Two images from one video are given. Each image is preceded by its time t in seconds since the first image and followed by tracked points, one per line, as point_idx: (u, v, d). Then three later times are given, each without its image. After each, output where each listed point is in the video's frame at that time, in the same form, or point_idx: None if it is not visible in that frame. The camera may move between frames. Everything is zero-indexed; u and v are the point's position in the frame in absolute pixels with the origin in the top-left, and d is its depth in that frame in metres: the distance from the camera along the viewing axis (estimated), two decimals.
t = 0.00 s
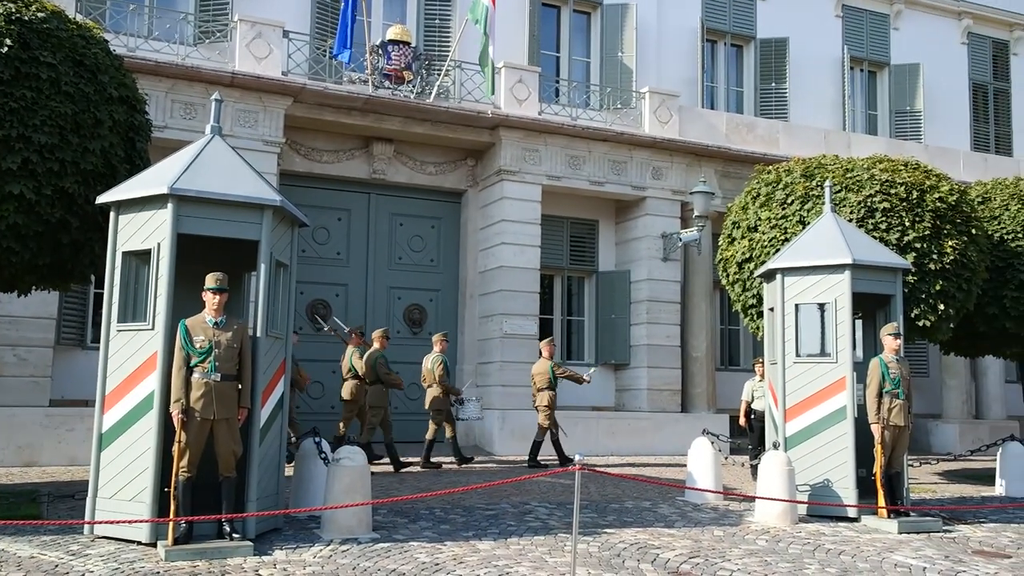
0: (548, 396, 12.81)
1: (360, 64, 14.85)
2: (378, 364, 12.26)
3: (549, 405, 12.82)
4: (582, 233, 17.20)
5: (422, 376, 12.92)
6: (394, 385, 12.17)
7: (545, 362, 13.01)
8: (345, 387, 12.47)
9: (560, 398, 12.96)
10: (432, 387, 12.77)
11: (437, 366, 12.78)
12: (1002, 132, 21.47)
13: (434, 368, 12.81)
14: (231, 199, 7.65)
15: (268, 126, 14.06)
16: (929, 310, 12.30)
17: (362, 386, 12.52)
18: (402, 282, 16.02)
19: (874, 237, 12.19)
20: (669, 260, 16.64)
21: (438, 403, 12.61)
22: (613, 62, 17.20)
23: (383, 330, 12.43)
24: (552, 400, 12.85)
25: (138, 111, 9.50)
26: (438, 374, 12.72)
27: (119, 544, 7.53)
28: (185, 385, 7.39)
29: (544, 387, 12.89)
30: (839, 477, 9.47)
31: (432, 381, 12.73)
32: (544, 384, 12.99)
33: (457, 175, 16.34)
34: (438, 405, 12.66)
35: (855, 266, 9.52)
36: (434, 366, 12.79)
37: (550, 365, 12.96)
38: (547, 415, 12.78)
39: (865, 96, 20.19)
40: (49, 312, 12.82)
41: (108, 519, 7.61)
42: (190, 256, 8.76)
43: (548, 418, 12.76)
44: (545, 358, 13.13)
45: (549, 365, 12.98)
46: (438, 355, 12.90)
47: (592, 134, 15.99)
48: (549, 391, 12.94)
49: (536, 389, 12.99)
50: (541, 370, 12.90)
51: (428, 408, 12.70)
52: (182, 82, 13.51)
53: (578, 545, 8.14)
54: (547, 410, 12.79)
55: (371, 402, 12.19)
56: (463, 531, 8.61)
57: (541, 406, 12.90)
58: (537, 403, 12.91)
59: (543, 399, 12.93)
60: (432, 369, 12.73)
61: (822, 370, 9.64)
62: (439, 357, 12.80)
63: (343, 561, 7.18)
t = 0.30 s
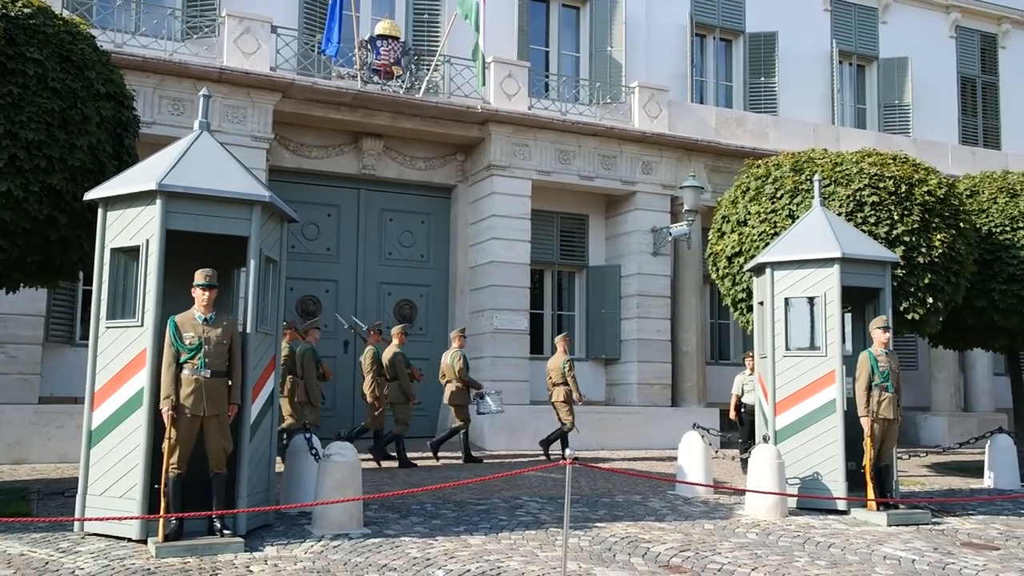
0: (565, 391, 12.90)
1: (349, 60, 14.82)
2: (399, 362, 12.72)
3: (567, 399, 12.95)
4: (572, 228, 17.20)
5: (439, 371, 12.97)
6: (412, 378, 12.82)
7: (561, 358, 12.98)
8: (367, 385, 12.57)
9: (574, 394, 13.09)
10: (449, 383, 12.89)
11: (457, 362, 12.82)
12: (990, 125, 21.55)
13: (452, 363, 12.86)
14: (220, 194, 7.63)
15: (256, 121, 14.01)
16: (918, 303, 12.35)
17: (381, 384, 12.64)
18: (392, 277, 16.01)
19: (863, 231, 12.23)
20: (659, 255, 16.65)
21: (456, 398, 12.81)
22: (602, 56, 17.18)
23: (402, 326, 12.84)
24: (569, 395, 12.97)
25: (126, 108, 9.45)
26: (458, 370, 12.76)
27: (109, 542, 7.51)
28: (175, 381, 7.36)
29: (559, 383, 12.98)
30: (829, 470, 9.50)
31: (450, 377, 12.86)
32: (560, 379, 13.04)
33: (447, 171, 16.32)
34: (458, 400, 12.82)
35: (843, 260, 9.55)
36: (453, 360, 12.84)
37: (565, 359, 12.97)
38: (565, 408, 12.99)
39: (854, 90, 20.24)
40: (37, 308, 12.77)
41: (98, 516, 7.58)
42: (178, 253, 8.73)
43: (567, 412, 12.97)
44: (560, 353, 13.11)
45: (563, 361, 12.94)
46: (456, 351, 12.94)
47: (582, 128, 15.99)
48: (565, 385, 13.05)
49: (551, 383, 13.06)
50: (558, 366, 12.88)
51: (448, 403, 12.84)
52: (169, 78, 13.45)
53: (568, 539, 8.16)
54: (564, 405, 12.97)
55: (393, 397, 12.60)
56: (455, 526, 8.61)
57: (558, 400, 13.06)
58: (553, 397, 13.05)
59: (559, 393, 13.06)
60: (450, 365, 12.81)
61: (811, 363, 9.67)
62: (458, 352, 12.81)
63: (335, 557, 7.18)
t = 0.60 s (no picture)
0: (583, 387, 13.31)
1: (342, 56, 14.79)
2: (417, 360, 12.84)
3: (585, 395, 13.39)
4: (566, 224, 17.21)
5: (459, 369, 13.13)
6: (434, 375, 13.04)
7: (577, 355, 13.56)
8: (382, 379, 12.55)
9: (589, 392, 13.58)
10: (468, 381, 13.04)
11: (476, 359, 12.98)
12: (983, 119, 21.59)
13: (472, 361, 13.02)
14: (213, 192, 7.61)
15: (250, 119, 13.98)
16: (912, 297, 12.39)
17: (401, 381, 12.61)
18: (387, 274, 16.00)
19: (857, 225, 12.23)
20: (654, 250, 16.66)
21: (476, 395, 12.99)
22: (596, 52, 17.17)
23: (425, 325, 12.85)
24: (587, 392, 13.39)
25: (118, 105, 9.41)
26: (477, 368, 12.91)
27: (104, 540, 7.50)
28: (170, 379, 7.35)
29: (578, 379, 13.42)
30: (824, 464, 9.52)
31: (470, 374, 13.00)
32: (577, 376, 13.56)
33: (441, 167, 16.30)
34: (477, 396, 12.98)
35: (837, 254, 9.57)
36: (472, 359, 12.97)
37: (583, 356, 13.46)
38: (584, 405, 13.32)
39: (848, 84, 20.26)
40: (31, 307, 12.74)
41: (93, 514, 7.58)
42: (172, 252, 8.72)
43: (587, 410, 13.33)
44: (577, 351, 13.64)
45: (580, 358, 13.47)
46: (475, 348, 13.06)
47: (575, 124, 15.98)
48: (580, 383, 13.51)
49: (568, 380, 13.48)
50: (576, 363, 13.40)
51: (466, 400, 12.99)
52: (162, 75, 13.42)
53: (564, 535, 8.16)
54: (583, 402, 13.32)
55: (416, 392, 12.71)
56: (450, 523, 8.61)
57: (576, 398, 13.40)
58: (570, 395, 13.46)
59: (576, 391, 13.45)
60: (470, 363, 12.96)
61: (805, 358, 9.69)
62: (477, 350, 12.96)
63: (331, 554, 7.18)
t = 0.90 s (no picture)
0: (608, 380, 13.68)
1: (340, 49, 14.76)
2: (444, 351, 13.09)
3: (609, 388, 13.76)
4: (564, 218, 17.20)
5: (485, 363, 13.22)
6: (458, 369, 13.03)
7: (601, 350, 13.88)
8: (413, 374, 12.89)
9: (612, 384, 13.98)
10: (495, 374, 13.08)
11: (503, 354, 13.04)
12: (981, 114, 21.58)
13: (498, 356, 13.07)
14: (211, 184, 7.59)
15: (247, 111, 13.96)
16: (909, 292, 12.43)
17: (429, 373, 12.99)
18: (384, 267, 15.99)
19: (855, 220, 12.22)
20: (652, 245, 16.63)
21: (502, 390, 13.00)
22: (594, 46, 17.15)
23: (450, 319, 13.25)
24: (610, 385, 13.77)
25: (116, 97, 9.38)
26: (504, 362, 12.99)
27: (102, 532, 7.51)
28: (167, 372, 7.34)
29: (601, 372, 13.81)
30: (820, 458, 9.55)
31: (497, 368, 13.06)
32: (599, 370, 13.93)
33: (439, 161, 16.28)
34: (504, 391, 13.02)
35: (835, 249, 9.57)
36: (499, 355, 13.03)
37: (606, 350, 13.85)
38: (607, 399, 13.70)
39: (847, 79, 20.25)
40: (28, 299, 12.72)
41: (91, 507, 7.58)
42: (170, 245, 8.71)
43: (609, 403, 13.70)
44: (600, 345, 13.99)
45: (604, 353, 13.85)
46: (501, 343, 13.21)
47: (574, 118, 15.96)
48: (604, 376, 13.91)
49: (593, 374, 13.85)
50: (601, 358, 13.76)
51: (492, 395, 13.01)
52: (159, 68, 13.40)
53: (561, 529, 8.17)
54: (606, 395, 13.70)
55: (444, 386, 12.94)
56: (448, 516, 8.61)
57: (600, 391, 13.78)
58: (594, 387, 13.85)
59: (600, 383, 13.83)
60: (496, 356, 13.03)
61: (803, 353, 9.69)
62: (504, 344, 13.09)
63: (328, 547, 7.18)
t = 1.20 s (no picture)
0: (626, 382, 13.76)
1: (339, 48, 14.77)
2: (466, 352, 13.05)
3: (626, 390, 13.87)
4: (562, 217, 17.20)
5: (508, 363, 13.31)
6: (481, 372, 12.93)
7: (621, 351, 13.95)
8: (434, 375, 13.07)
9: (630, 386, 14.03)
10: (518, 376, 13.16)
11: (526, 355, 13.13)
12: (978, 114, 21.60)
13: (520, 357, 13.16)
14: (210, 183, 7.59)
15: (245, 110, 13.96)
16: (907, 292, 12.46)
17: (450, 374, 13.13)
18: (382, 267, 15.98)
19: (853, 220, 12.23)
20: (649, 245, 16.64)
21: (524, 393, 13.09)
22: (592, 45, 17.16)
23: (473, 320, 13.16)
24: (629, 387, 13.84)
25: (114, 96, 9.37)
26: (525, 363, 13.06)
27: (99, 532, 7.50)
28: (165, 371, 7.33)
29: (620, 374, 13.87)
30: (818, 458, 9.56)
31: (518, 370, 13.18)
32: (620, 372, 13.99)
33: (437, 160, 16.27)
34: (526, 392, 13.09)
35: (833, 248, 9.58)
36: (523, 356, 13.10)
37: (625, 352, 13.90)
38: (623, 400, 13.79)
39: (844, 79, 20.26)
40: (26, 298, 12.71)
41: (88, 506, 7.57)
42: (168, 244, 8.70)
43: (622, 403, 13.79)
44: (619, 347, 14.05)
45: (625, 355, 13.92)
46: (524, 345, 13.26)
47: (572, 117, 15.97)
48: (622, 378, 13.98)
49: (613, 375, 13.91)
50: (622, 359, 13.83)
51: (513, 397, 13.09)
52: (157, 66, 13.38)
53: (558, 528, 8.17)
54: (623, 396, 13.79)
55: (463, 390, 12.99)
56: (445, 516, 8.61)
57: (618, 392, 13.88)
58: (613, 388, 13.90)
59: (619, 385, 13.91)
60: (518, 358, 13.11)
61: (801, 352, 9.69)
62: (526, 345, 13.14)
63: (325, 547, 7.17)
